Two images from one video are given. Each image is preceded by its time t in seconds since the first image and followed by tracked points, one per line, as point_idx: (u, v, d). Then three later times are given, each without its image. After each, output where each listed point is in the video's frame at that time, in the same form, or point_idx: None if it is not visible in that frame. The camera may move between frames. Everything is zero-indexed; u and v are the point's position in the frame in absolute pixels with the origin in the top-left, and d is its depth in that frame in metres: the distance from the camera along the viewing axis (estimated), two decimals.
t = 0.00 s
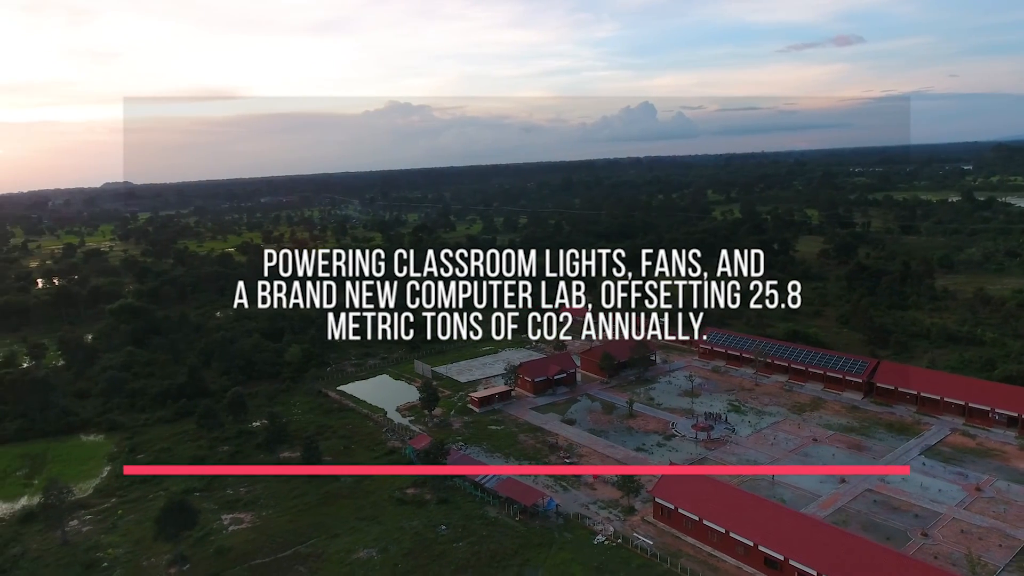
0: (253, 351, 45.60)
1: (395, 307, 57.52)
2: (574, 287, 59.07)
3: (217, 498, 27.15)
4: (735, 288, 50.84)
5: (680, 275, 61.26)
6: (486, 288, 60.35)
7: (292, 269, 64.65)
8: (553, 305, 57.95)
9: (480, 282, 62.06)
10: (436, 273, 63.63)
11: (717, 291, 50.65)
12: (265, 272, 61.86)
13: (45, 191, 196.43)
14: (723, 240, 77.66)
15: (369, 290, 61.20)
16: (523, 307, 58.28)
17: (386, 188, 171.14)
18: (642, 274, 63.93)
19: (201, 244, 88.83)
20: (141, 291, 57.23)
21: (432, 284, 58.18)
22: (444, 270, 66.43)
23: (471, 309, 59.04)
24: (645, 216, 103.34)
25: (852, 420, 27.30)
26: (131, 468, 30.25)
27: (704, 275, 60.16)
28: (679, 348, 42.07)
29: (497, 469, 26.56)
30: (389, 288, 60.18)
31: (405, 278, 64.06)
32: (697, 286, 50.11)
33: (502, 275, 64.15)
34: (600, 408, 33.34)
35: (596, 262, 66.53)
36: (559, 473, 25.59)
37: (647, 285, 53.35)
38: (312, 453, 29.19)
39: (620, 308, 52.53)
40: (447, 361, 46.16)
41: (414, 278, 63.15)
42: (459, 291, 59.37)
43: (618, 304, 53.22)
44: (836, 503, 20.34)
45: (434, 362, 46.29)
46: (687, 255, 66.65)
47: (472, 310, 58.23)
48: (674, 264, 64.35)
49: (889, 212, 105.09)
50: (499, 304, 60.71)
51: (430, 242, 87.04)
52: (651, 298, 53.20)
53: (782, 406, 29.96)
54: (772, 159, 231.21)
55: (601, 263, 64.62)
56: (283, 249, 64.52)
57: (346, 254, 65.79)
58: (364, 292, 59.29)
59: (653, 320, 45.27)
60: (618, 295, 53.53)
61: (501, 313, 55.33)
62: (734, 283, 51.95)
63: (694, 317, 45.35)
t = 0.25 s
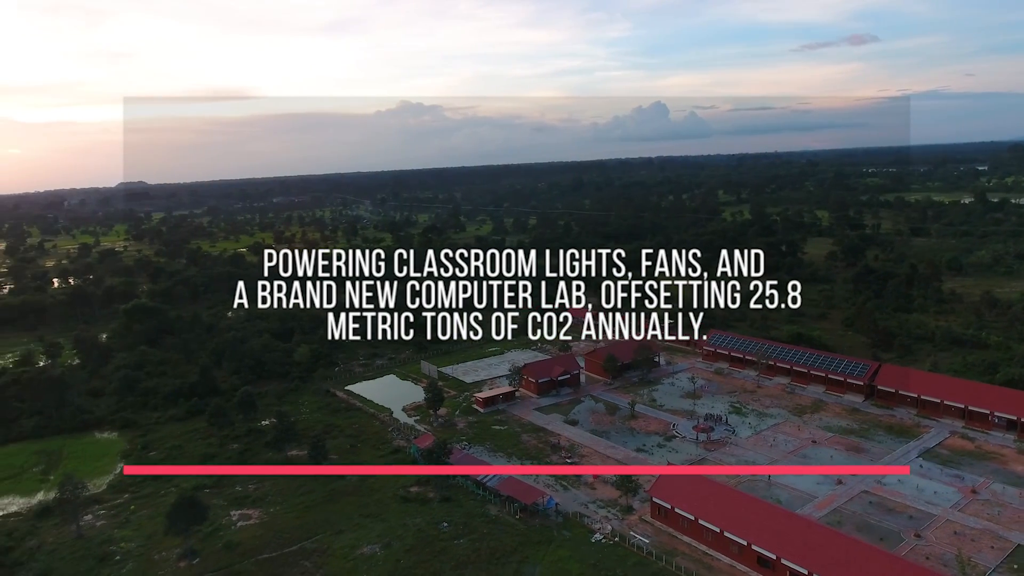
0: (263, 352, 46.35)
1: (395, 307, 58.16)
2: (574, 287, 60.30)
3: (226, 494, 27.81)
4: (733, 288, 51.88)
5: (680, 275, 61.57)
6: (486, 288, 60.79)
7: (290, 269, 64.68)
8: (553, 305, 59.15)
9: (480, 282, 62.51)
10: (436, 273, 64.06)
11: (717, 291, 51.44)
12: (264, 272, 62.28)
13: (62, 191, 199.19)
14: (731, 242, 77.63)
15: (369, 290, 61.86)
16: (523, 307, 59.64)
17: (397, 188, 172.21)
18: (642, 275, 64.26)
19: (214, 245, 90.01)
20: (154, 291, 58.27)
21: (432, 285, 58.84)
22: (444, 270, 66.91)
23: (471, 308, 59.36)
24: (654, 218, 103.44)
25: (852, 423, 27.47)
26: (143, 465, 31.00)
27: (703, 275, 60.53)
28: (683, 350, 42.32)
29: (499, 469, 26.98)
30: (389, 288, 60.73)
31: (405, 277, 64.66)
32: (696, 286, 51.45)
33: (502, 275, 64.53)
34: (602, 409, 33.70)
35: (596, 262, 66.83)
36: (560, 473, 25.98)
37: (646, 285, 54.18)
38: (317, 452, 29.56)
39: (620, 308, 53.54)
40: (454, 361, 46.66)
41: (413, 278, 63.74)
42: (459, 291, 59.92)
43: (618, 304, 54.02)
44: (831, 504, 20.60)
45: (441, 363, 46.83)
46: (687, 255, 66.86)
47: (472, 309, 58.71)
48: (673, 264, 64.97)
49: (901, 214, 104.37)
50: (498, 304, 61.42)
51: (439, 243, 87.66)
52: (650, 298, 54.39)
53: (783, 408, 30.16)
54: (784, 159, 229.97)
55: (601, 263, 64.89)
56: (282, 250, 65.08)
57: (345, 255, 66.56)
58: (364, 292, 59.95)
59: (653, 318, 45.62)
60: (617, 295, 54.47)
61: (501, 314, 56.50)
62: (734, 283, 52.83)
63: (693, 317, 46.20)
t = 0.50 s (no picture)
0: (274, 351, 47.17)
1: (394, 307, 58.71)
2: (574, 288, 60.95)
3: (237, 490, 28.50)
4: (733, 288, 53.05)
5: (679, 276, 61.67)
6: (486, 289, 61.16)
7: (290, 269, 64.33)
8: (553, 305, 59.73)
9: (480, 282, 62.87)
10: (436, 273, 64.43)
11: (717, 291, 52.76)
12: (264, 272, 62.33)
13: (80, 191, 202.52)
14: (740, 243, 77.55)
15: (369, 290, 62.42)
16: (523, 307, 60.32)
17: (409, 188, 173.35)
18: (641, 274, 64.50)
19: (228, 245, 91.26)
20: (169, 290, 59.37)
21: (432, 284, 59.34)
22: (444, 270, 67.29)
23: (471, 309, 59.58)
24: (664, 218, 103.48)
25: (854, 425, 27.62)
26: (157, 461, 31.81)
27: (703, 275, 60.73)
28: (689, 352, 42.54)
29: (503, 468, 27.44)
30: (389, 288, 61.38)
31: (405, 277, 65.16)
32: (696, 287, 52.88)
33: (502, 275, 64.93)
34: (607, 410, 34.05)
35: (595, 262, 67.12)
36: (563, 472, 26.38)
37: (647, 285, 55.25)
38: (325, 450, 29.66)
39: (620, 308, 54.08)
40: (461, 362, 47.17)
41: (413, 278, 64.21)
42: (458, 291, 60.28)
43: (618, 304, 54.73)
44: (829, 506, 20.82)
45: (448, 363, 47.37)
46: (687, 255, 66.79)
47: (471, 309, 59.09)
48: (673, 264, 64.62)
49: (914, 215, 103.54)
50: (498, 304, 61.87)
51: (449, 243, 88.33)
52: (650, 298, 55.57)
53: (786, 410, 30.35)
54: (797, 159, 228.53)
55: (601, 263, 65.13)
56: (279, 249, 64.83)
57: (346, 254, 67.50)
58: (364, 292, 60.62)
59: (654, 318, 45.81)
60: (617, 294, 55.60)
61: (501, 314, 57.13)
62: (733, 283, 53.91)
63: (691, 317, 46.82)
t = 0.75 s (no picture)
0: (286, 351, 48.00)
1: (395, 307, 59.21)
2: (574, 287, 61.37)
3: (249, 487, 29.20)
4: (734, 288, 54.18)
5: (680, 276, 61.73)
6: (486, 288, 61.51)
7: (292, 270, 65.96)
8: (553, 305, 60.30)
9: (480, 282, 63.35)
10: (436, 273, 65.09)
11: (717, 291, 53.72)
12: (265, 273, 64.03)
13: (99, 192, 205.83)
14: (751, 244, 77.38)
15: (369, 289, 63.22)
16: (523, 307, 60.90)
17: (422, 188, 174.48)
18: (641, 274, 64.92)
19: (243, 245, 92.63)
20: (185, 290, 60.55)
21: (432, 284, 60.17)
22: (444, 270, 67.82)
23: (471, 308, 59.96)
24: (676, 219, 103.44)
25: (857, 427, 27.74)
26: (171, 458, 32.59)
27: (703, 275, 60.96)
28: (696, 353, 42.71)
29: (507, 467, 27.92)
30: (389, 288, 62.14)
31: (405, 277, 65.82)
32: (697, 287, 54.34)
33: (502, 275, 65.41)
34: (612, 410, 34.36)
35: (595, 261, 67.50)
36: (566, 472, 26.78)
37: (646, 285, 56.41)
38: (335, 449, 30.27)
39: (620, 309, 54.93)
40: (469, 362, 47.67)
41: (413, 278, 64.87)
42: (459, 291, 60.88)
43: (618, 304, 55.72)
44: (828, 507, 21.03)
45: (456, 363, 47.84)
46: (686, 255, 67.10)
47: (471, 309, 59.46)
48: (673, 265, 64.44)
49: (930, 215, 102.49)
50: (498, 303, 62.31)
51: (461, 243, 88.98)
52: (650, 299, 56.13)
53: (790, 412, 30.47)
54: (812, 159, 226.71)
55: (601, 263, 65.54)
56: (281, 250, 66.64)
57: (347, 253, 68.53)
58: (364, 291, 61.27)
59: (654, 318, 46.67)
60: (617, 294, 56.74)
61: (501, 313, 57.71)
62: (734, 283, 54.77)
63: (690, 316, 47.60)
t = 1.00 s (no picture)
0: (298, 351, 48.80)
1: (395, 307, 59.49)
2: (574, 288, 61.79)
3: (259, 484, 29.90)
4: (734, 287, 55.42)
5: (680, 277, 61.77)
6: (486, 288, 62.04)
7: (290, 270, 66.24)
8: (553, 305, 60.79)
9: (480, 282, 63.80)
10: (436, 273, 65.66)
11: (718, 291, 55.00)
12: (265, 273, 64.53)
13: (118, 192, 209.04)
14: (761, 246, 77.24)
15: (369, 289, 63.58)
16: (524, 307, 61.48)
17: (434, 188, 175.58)
18: (641, 275, 65.26)
19: (257, 245, 93.99)
20: (200, 289, 61.69)
21: (432, 285, 61.08)
22: (444, 270, 68.34)
23: (472, 308, 60.56)
24: (686, 219, 103.36)
25: (860, 429, 27.87)
26: (185, 455, 33.40)
27: (703, 275, 61.43)
28: (702, 355, 42.88)
29: (511, 467, 28.37)
30: (389, 288, 62.27)
31: (405, 277, 66.41)
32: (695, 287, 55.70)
33: (501, 275, 65.64)
34: (617, 411, 34.68)
35: (596, 261, 68.03)
36: (569, 471, 27.16)
37: (646, 285, 57.91)
38: (343, 447, 30.88)
39: (620, 308, 56.72)
40: (477, 362, 48.19)
41: (413, 278, 65.34)
42: (459, 291, 61.64)
43: (618, 304, 57.20)
44: (826, 507, 21.24)
45: (464, 364, 48.33)
46: (687, 255, 67.51)
47: (472, 309, 60.04)
48: (674, 265, 64.39)
49: (945, 216, 101.53)
50: (498, 303, 62.75)
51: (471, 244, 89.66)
52: (650, 298, 57.57)
53: (793, 414, 30.62)
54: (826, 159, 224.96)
55: (601, 263, 65.89)
56: (282, 250, 67.24)
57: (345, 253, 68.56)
58: (364, 291, 61.60)
59: (655, 319, 48.17)
60: (617, 295, 57.97)
61: (501, 314, 58.21)
62: (734, 283, 55.67)
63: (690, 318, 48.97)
